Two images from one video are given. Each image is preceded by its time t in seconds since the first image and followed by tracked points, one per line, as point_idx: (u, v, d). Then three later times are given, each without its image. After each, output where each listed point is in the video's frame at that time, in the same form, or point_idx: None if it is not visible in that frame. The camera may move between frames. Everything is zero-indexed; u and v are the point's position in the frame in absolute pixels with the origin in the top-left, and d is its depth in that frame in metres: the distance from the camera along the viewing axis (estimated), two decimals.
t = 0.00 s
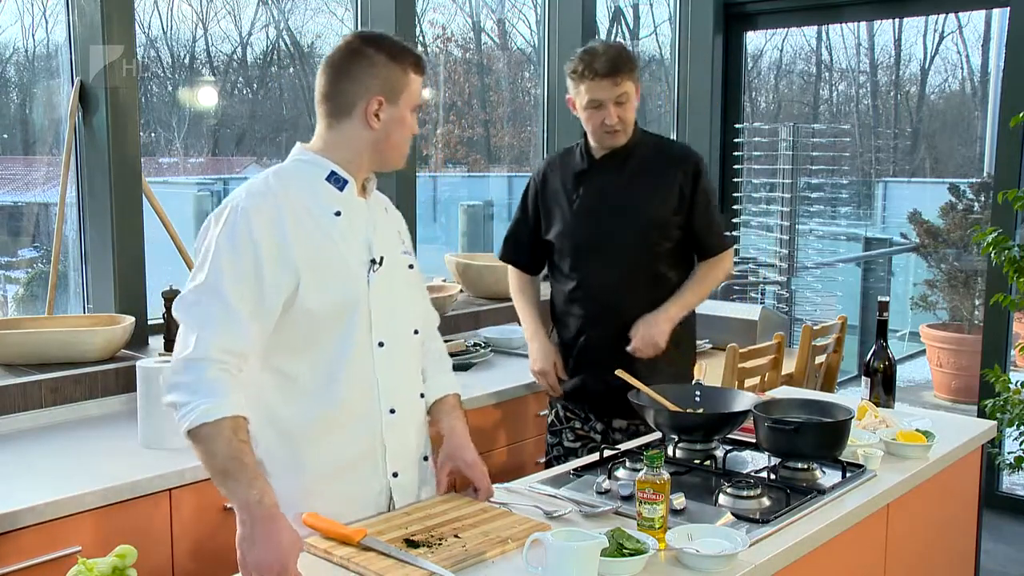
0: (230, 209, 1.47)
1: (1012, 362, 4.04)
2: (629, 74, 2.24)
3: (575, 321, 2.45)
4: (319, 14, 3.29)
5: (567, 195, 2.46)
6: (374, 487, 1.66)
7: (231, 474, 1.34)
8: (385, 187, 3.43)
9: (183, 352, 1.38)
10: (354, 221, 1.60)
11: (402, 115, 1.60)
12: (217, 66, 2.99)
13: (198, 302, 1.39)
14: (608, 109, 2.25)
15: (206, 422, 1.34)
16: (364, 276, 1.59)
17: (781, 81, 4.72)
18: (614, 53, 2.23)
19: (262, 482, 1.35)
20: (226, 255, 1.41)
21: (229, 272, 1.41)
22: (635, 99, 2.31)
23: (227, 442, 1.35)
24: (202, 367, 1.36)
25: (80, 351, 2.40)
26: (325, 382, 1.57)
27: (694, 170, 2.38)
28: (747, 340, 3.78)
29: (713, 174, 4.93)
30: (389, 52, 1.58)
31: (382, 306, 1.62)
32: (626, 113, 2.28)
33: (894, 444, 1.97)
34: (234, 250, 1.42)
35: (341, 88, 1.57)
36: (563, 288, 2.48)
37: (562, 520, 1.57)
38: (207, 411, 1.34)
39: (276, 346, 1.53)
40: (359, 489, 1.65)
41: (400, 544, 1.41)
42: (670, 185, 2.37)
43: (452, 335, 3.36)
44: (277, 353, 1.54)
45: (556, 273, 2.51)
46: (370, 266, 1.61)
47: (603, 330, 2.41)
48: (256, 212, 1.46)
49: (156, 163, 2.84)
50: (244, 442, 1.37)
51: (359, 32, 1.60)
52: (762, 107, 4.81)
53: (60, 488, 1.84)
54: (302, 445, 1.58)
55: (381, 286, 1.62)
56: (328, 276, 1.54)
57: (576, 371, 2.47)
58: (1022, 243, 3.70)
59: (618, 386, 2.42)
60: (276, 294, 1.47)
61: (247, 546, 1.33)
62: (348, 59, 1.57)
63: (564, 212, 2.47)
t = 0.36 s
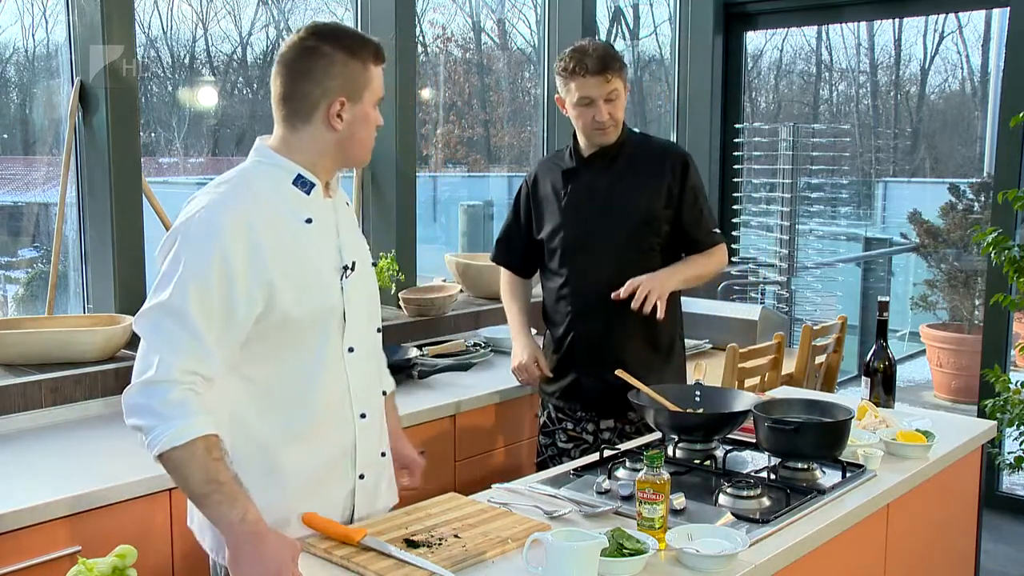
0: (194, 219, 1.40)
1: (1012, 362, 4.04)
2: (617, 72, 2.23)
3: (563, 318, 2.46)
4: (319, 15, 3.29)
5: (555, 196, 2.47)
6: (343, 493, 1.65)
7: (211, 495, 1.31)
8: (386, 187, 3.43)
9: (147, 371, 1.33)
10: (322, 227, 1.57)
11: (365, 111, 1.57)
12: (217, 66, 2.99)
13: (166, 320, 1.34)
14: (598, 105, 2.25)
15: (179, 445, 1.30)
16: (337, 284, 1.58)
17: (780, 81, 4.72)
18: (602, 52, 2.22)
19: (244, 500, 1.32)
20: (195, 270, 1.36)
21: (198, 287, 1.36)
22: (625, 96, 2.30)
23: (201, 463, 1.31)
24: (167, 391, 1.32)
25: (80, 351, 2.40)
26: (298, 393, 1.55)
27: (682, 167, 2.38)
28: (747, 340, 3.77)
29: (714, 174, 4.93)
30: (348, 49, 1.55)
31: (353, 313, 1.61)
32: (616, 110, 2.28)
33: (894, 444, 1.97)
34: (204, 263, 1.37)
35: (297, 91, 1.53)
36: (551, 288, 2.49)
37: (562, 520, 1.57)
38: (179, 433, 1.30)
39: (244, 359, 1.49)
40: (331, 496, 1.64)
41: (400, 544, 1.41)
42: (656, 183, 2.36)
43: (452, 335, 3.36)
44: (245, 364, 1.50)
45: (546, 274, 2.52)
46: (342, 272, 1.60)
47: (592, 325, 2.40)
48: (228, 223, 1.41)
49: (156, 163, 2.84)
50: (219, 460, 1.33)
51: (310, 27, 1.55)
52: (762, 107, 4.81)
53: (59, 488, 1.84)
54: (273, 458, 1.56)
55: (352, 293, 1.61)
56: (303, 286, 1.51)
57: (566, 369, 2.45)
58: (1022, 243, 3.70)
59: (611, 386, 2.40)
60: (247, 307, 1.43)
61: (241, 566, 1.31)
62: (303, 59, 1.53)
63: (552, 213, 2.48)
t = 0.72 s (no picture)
0: (200, 215, 1.41)
1: (1012, 362, 4.04)
2: (648, 70, 2.21)
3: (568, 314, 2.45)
4: (319, 15, 3.29)
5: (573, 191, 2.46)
6: (361, 481, 1.66)
7: (215, 481, 1.31)
8: (386, 187, 3.43)
9: (157, 362, 1.35)
10: (329, 220, 1.57)
11: (361, 107, 1.56)
12: (217, 66, 2.99)
13: (172, 313, 1.35)
14: (625, 102, 2.23)
15: (187, 434, 1.31)
16: (344, 275, 1.57)
17: (781, 81, 4.72)
18: (636, 49, 2.21)
19: (247, 486, 1.32)
20: (200, 264, 1.37)
21: (203, 279, 1.36)
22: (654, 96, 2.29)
23: (208, 453, 1.31)
24: (176, 379, 1.33)
25: (80, 351, 2.40)
26: (310, 384, 1.55)
27: (703, 173, 2.35)
28: (747, 340, 3.77)
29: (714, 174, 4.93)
30: (340, 46, 1.54)
31: (363, 304, 1.60)
32: (644, 110, 2.26)
33: (894, 444, 1.97)
34: (208, 256, 1.38)
35: (294, 91, 1.53)
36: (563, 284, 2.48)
37: (562, 520, 1.57)
38: (183, 422, 1.30)
39: (255, 351, 1.50)
40: (348, 486, 1.64)
41: (400, 544, 1.41)
42: (675, 186, 2.34)
43: (452, 335, 3.35)
44: (256, 356, 1.50)
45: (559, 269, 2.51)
46: (349, 264, 1.59)
47: (595, 324, 2.40)
48: (230, 217, 1.41)
49: (156, 163, 2.84)
50: (225, 448, 1.33)
51: (305, 29, 1.55)
52: (762, 107, 4.81)
53: (59, 489, 1.84)
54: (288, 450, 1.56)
55: (361, 284, 1.60)
56: (309, 278, 1.51)
57: (566, 368, 2.46)
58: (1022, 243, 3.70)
59: (610, 387, 2.39)
60: (254, 299, 1.43)
61: (241, 550, 1.31)
62: (297, 60, 1.53)
63: (569, 209, 2.47)
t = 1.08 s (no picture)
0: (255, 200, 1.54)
1: (1012, 362, 4.04)
2: (664, 72, 2.21)
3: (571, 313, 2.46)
4: (319, 15, 3.29)
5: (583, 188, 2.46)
6: (381, 464, 1.75)
7: (250, 457, 1.41)
8: (385, 187, 3.43)
9: (221, 332, 1.46)
10: (364, 212, 1.69)
11: (400, 113, 1.71)
12: (217, 65, 2.99)
13: (234, 288, 1.47)
14: (636, 104, 2.23)
15: (240, 402, 1.41)
16: (377, 265, 1.70)
17: (780, 81, 4.72)
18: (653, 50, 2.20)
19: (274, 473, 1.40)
20: (258, 244, 1.49)
21: (262, 257, 1.49)
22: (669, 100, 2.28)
23: (255, 426, 1.42)
24: (241, 349, 1.44)
25: (80, 351, 2.40)
26: (342, 367, 1.66)
27: (714, 176, 2.33)
28: (747, 340, 3.78)
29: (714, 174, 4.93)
30: (385, 54, 1.70)
31: (392, 293, 1.72)
32: (655, 113, 2.25)
33: (894, 444, 1.97)
34: (266, 237, 1.51)
35: (341, 89, 1.68)
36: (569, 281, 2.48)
37: (562, 520, 1.57)
38: (241, 390, 1.42)
39: (297, 332, 1.62)
40: (371, 468, 1.74)
41: (400, 544, 1.42)
42: (684, 188, 2.33)
43: (452, 335, 3.35)
44: (297, 335, 1.62)
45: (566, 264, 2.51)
46: (381, 255, 1.71)
47: (598, 325, 2.40)
48: (283, 202, 1.55)
49: (156, 163, 2.84)
50: (267, 429, 1.44)
51: (358, 38, 1.71)
52: (762, 107, 4.81)
53: (60, 489, 1.84)
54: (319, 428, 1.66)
55: (391, 274, 1.73)
56: (347, 264, 1.63)
57: (568, 367, 2.47)
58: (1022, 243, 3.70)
59: (610, 387, 2.39)
60: (301, 279, 1.56)
61: (253, 527, 1.38)
62: (346, 63, 1.68)
63: (578, 206, 2.47)
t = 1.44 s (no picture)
0: (275, 199, 1.59)
1: (1012, 362, 4.04)
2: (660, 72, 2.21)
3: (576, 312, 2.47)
4: (319, 14, 3.29)
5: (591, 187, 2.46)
6: (379, 465, 1.75)
7: (260, 451, 1.39)
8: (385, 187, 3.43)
9: (245, 327, 1.48)
10: (380, 213, 1.72)
11: (414, 122, 1.72)
12: (217, 66, 2.99)
13: (256, 282, 1.51)
14: (627, 104, 2.24)
15: (255, 396, 1.42)
16: (390, 266, 1.71)
17: (781, 81, 4.72)
18: (653, 51, 2.21)
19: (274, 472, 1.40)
20: (277, 240, 1.54)
21: (280, 253, 1.53)
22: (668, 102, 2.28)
23: (269, 420, 1.42)
24: (264, 343, 1.46)
25: (80, 351, 2.40)
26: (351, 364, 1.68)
27: (719, 175, 2.31)
28: (747, 340, 3.77)
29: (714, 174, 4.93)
30: (411, 62, 1.73)
31: (404, 293, 1.74)
32: (650, 112, 2.25)
33: (894, 444, 1.97)
34: (285, 234, 1.55)
35: (363, 92, 1.73)
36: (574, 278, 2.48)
37: (562, 520, 1.57)
38: (261, 383, 1.42)
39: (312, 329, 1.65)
40: (375, 465, 1.75)
41: (400, 544, 1.42)
42: (688, 187, 2.32)
43: (452, 335, 3.35)
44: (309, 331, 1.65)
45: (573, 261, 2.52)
46: (394, 256, 1.73)
47: (600, 325, 2.40)
48: (301, 200, 1.59)
49: (156, 164, 2.84)
50: (280, 425, 1.43)
51: (391, 46, 1.76)
52: (762, 107, 4.81)
53: (60, 488, 1.84)
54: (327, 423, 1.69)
55: (404, 275, 1.74)
56: (361, 262, 1.67)
57: (572, 366, 2.48)
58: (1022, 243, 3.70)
59: (611, 386, 2.39)
60: (317, 276, 1.59)
61: (252, 520, 1.36)
62: (372, 67, 1.73)
63: (584, 204, 2.47)
